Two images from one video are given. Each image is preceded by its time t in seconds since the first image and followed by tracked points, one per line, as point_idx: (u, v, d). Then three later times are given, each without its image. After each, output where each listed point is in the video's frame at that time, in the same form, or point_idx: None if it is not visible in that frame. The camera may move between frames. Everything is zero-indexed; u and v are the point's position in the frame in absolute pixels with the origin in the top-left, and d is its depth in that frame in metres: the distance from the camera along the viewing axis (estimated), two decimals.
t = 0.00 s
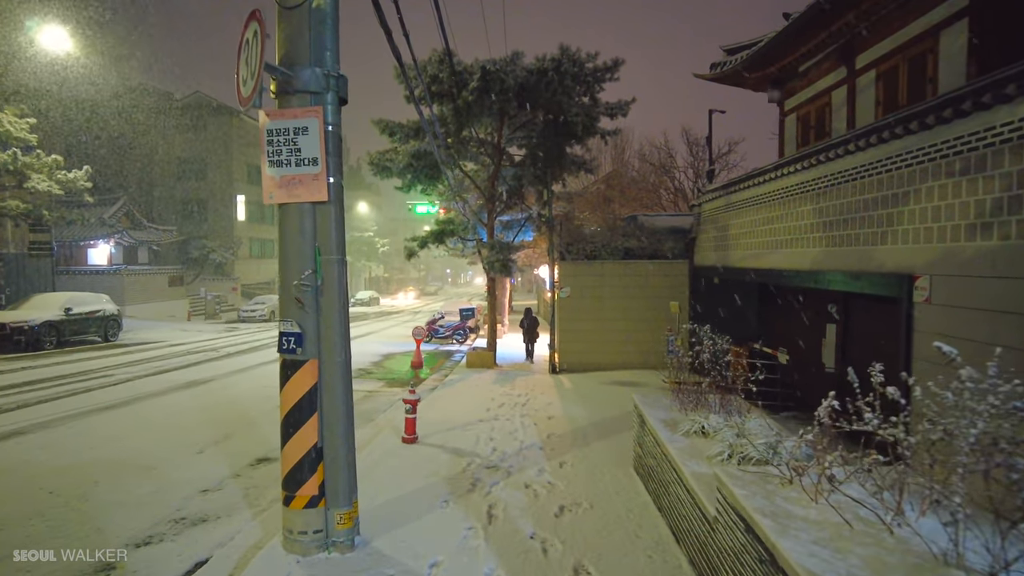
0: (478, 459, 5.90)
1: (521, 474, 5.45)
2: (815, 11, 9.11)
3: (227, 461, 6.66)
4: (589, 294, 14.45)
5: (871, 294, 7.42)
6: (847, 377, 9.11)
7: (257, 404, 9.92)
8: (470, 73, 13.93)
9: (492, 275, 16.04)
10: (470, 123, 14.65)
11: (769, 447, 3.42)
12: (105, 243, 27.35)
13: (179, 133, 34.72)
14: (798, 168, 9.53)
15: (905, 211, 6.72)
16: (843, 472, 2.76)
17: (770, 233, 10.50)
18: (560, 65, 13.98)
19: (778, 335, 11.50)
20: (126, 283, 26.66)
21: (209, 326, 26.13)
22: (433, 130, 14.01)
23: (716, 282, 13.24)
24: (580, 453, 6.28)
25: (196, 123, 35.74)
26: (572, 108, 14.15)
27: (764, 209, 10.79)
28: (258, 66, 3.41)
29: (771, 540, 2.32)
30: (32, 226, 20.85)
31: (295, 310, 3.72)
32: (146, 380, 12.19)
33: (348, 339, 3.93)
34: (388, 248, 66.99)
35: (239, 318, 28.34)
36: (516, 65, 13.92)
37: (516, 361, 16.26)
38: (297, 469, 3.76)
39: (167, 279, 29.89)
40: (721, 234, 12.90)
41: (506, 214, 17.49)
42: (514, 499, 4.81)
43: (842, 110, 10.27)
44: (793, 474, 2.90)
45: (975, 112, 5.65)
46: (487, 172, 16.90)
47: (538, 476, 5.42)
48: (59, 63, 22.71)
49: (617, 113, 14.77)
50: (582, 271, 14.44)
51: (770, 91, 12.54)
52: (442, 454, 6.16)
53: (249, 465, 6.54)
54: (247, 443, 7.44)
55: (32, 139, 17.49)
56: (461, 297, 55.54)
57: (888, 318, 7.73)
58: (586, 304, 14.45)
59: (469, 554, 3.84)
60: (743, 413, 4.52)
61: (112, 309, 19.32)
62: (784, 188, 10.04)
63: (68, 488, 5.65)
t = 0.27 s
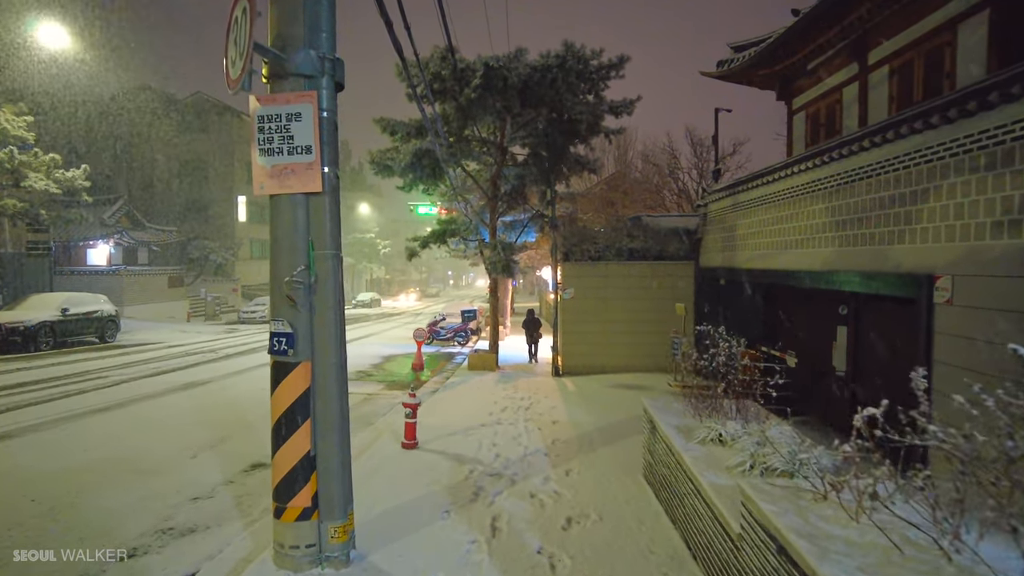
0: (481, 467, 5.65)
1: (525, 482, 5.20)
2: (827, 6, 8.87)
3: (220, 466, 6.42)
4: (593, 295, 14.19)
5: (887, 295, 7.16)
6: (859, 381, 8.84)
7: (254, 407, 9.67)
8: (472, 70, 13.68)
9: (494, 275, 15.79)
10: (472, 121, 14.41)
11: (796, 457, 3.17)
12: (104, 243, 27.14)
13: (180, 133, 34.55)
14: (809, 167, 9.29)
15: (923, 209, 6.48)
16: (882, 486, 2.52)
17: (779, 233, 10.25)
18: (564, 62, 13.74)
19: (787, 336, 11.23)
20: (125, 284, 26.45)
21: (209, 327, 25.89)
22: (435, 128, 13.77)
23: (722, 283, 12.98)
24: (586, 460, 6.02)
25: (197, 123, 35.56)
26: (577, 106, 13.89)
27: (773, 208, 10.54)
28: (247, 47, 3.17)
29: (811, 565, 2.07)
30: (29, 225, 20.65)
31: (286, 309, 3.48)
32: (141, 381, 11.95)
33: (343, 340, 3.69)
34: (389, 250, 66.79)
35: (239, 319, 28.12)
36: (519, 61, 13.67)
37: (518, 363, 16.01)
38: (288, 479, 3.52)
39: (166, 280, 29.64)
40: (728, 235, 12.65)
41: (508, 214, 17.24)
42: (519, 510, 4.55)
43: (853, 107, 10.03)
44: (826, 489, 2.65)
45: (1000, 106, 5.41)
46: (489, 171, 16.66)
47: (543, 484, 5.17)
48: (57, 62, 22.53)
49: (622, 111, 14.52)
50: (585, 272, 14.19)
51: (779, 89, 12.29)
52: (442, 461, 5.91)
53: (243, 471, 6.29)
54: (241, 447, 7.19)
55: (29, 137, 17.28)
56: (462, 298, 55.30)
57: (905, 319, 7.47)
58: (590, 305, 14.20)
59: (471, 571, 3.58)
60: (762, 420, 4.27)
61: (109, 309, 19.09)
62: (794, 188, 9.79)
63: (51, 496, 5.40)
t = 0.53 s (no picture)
0: (479, 477, 5.39)
1: (526, 494, 4.94)
2: None
3: (207, 475, 6.16)
4: (595, 297, 13.95)
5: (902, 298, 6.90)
6: (870, 387, 8.58)
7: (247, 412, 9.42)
8: (473, 67, 13.42)
9: (494, 277, 15.54)
10: (473, 121, 14.18)
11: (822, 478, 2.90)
12: (102, 245, 26.87)
13: (179, 134, 34.33)
14: (817, 166, 9.03)
15: (941, 209, 6.21)
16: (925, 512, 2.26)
17: (787, 233, 9.99)
18: (566, 60, 13.50)
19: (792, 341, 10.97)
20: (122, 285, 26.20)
21: (207, 329, 25.64)
22: (434, 127, 13.53)
23: (727, 286, 12.73)
24: (589, 470, 5.76)
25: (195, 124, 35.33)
26: (579, 105, 13.64)
27: (780, 209, 10.28)
28: (223, 29, 2.92)
29: None
30: (24, 226, 20.39)
31: (267, 314, 3.22)
32: (134, 385, 11.70)
33: (329, 345, 3.42)
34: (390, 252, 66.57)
35: (238, 322, 27.86)
36: (520, 59, 13.43)
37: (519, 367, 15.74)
38: (269, 495, 3.27)
39: (165, 282, 29.38)
40: (733, 236, 12.38)
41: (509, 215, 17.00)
42: (518, 525, 4.31)
43: (863, 105, 9.77)
44: (858, 514, 2.40)
45: None
46: (490, 172, 16.41)
47: (544, 497, 4.91)
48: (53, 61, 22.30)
49: (625, 110, 14.27)
50: (588, 274, 13.96)
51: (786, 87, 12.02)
52: (438, 470, 5.65)
53: (231, 480, 6.03)
54: (232, 455, 6.95)
55: (23, 136, 17.05)
56: (463, 301, 55.03)
57: (920, 323, 7.20)
58: (592, 308, 13.96)
59: None
60: (777, 433, 4.00)
61: (105, 311, 18.85)
62: (802, 187, 9.54)
63: (28, 510, 5.15)
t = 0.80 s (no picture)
0: (479, 487, 5.15)
1: (527, 506, 4.69)
2: None
3: (196, 485, 5.91)
4: (597, 298, 13.71)
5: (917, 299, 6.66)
6: (881, 390, 8.33)
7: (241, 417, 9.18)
8: (473, 65, 13.19)
9: (495, 279, 15.29)
10: (473, 120, 13.94)
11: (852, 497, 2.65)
12: (98, 247, 26.60)
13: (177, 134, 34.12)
14: (826, 163, 8.78)
15: (959, 205, 5.97)
16: (983, 542, 1.98)
17: (795, 233, 9.73)
18: (567, 56, 13.26)
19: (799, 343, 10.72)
20: (118, 287, 25.95)
21: (205, 331, 25.40)
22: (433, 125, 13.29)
23: (732, 287, 12.47)
24: (593, 478, 5.51)
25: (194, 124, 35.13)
26: (580, 103, 13.39)
27: (787, 208, 10.03)
28: (195, 5, 2.68)
29: None
30: (19, 227, 20.17)
31: (247, 315, 2.98)
32: (127, 388, 11.47)
33: (316, 349, 3.18)
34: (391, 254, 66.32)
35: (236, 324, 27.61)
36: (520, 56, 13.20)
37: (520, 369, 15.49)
38: (251, 511, 3.03)
39: (163, 284, 29.14)
40: (738, 236, 12.13)
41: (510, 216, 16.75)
42: (520, 540, 4.07)
43: (873, 101, 9.52)
44: (899, 540, 2.15)
45: None
46: (490, 171, 16.17)
47: (547, 509, 4.66)
48: (49, 61, 22.08)
49: (627, 107, 14.01)
50: (590, 275, 13.72)
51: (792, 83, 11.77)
52: (436, 479, 5.41)
53: (220, 489, 5.79)
54: (223, 462, 6.71)
55: (17, 136, 16.83)
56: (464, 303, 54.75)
57: (935, 324, 6.95)
58: (594, 309, 13.72)
59: None
60: (795, 443, 3.75)
61: (101, 314, 18.62)
62: (810, 185, 9.28)
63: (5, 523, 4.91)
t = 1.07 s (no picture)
0: (480, 497, 4.90)
1: (532, 518, 4.45)
2: None
3: (186, 494, 5.68)
4: (601, 299, 13.46)
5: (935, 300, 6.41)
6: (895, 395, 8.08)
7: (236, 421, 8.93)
8: (474, 61, 12.94)
9: (497, 280, 15.05)
10: (474, 118, 13.70)
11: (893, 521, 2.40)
12: (97, 248, 26.38)
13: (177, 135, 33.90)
14: (836, 161, 8.53)
15: (980, 202, 5.72)
16: None
17: (804, 233, 9.47)
18: (570, 53, 13.03)
19: (809, 345, 10.46)
20: (117, 288, 25.75)
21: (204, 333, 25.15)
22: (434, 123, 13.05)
23: (739, 288, 12.22)
24: (600, 487, 5.26)
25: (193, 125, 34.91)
26: (583, 100, 13.16)
27: (796, 207, 9.77)
28: None
29: None
30: (15, 228, 19.97)
31: (229, 318, 2.74)
32: (121, 392, 11.23)
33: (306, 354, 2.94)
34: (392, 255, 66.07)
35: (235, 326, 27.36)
36: (523, 52, 12.96)
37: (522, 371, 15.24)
38: (236, 528, 2.81)
39: (162, 285, 28.90)
40: (745, 236, 11.87)
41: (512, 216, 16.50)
42: (524, 555, 3.83)
43: (884, 97, 9.27)
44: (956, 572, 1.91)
45: None
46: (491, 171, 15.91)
47: (553, 521, 4.41)
48: (46, 59, 21.90)
49: (631, 105, 13.78)
50: (593, 276, 13.48)
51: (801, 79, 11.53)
52: (435, 488, 5.16)
53: (210, 498, 5.55)
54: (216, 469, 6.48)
55: (13, 136, 16.60)
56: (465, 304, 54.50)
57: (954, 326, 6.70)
58: (598, 311, 13.47)
59: None
60: (819, 455, 3.50)
61: (98, 315, 18.39)
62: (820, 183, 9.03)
63: None
